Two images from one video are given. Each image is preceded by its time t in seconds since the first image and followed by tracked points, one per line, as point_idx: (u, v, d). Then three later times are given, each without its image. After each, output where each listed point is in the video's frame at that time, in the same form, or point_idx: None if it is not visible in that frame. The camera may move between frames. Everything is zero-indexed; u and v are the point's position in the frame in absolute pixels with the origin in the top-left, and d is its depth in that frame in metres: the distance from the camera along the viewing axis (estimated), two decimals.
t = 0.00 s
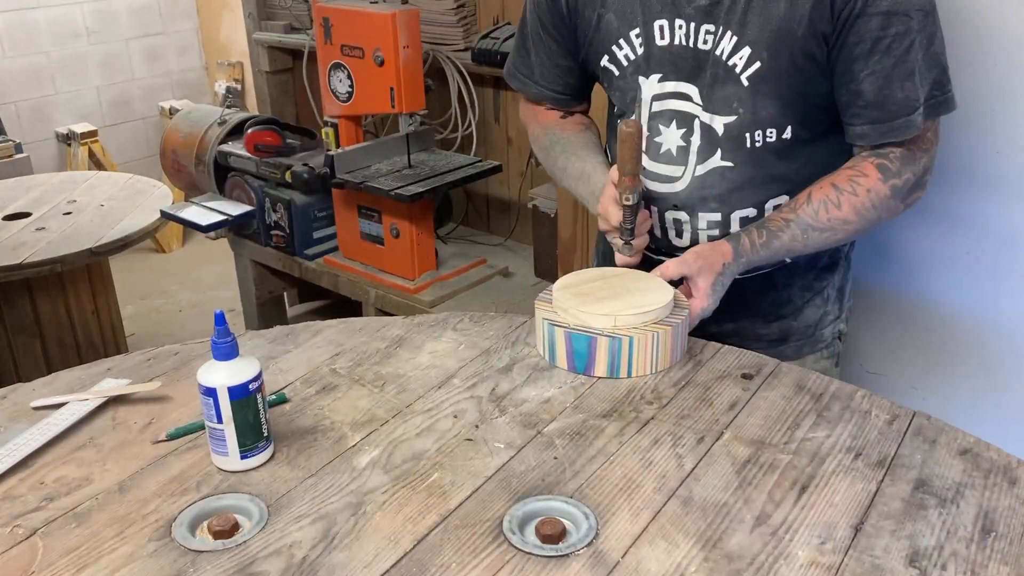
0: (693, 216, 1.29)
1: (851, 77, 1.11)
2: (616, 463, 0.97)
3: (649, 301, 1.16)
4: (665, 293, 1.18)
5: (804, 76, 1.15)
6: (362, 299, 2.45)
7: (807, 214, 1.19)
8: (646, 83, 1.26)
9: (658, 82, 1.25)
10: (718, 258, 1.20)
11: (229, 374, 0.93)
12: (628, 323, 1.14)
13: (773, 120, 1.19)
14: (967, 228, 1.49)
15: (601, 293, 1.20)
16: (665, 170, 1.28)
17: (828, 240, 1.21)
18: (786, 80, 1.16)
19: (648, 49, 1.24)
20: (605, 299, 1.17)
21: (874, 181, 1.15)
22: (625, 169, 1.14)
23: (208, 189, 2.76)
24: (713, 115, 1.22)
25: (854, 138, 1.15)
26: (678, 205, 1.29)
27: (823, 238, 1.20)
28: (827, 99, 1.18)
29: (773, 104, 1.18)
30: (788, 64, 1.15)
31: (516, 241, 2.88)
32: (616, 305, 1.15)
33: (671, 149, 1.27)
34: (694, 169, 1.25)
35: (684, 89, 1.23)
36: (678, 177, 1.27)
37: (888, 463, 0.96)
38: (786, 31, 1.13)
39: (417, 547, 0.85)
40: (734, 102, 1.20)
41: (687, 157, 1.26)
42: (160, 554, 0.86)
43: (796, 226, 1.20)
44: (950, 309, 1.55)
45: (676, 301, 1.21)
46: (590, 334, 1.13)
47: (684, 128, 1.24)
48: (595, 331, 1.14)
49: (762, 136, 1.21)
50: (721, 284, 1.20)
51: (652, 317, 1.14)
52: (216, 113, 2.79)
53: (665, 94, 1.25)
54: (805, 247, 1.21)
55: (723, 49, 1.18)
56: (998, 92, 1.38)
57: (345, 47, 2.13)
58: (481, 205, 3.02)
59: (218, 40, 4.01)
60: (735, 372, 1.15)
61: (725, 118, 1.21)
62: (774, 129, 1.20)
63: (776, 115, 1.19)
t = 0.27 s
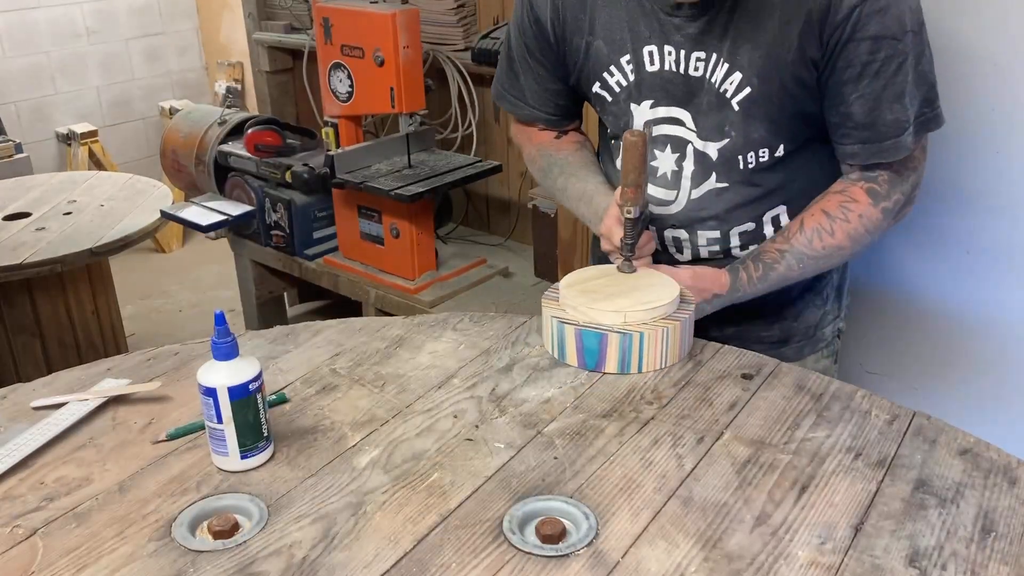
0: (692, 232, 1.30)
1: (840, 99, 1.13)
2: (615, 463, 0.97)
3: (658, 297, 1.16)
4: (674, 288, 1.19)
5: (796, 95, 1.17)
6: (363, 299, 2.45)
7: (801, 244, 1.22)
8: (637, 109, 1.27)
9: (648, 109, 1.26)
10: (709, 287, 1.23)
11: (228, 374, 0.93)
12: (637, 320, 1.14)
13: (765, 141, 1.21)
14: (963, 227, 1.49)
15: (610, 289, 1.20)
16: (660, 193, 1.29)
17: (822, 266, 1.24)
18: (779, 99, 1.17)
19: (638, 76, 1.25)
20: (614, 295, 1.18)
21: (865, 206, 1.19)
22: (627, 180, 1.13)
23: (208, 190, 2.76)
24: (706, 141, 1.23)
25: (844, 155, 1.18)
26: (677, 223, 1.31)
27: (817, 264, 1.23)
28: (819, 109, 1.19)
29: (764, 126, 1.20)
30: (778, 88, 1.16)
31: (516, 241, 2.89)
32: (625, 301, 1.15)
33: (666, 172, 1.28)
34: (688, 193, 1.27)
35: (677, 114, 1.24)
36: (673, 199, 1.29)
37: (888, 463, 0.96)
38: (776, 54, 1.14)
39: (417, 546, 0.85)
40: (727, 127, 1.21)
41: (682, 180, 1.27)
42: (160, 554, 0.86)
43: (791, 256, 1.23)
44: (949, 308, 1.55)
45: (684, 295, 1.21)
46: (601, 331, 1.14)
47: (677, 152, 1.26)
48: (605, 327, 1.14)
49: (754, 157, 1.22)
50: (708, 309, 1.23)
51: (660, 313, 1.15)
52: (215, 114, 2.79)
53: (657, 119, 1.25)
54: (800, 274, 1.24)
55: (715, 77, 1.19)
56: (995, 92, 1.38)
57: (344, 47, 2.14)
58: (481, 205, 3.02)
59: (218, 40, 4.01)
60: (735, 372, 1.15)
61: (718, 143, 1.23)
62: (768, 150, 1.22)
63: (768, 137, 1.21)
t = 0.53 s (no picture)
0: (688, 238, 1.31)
1: (867, 124, 1.15)
2: (615, 463, 0.97)
3: (656, 296, 1.17)
4: (672, 288, 1.19)
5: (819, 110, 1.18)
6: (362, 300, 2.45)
7: (807, 244, 1.23)
8: (647, 96, 1.26)
9: (659, 98, 1.25)
10: (702, 276, 1.25)
11: (229, 375, 0.93)
12: (636, 319, 1.14)
13: (777, 158, 1.22)
14: (964, 228, 1.49)
15: (609, 288, 1.20)
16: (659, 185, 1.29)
17: (820, 270, 1.25)
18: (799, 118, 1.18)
19: (652, 63, 1.24)
20: (614, 293, 1.18)
21: (876, 223, 1.20)
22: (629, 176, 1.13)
23: (208, 189, 2.76)
24: (719, 142, 1.23)
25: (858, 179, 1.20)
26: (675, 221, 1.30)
27: (816, 268, 1.25)
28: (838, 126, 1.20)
29: (779, 143, 1.21)
30: (800, 108, 1.17)
31: (516, 241, 2.89)
32: (624, 301, 1.15)
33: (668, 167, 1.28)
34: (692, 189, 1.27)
35: (688, 108, 1.24)
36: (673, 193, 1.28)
37: (888, 463, 0.96)
38: (806, 73, 1.15)
39: (417, 547, 0.85)
40: (738, 138, 1.22)
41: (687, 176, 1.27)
42: (160, 554, 0.86)
43: (794, 254, 1.24)
44: (950, 308, 1.55)
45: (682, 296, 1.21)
46: (601, 330, 1.14)
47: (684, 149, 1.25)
48: (605, 327, 1.14)
49: (763, 171, 1.23)
50: (705, 300, 1.24)
51: (660, 312, 1.15)
52: (215, 113, 2.78)
53: (667, 111, 1.25)
54: (799, 274, 1.25)
55: (733, 84, 1.19)
56: (996, 92, 1.38)
57: (345, 47, 2.13)
58: (480, 205, 3.02)
59: (218, 40, 4.01)
60: (736, 372, 1.15)
61: (730, 148, 1.23)
62: (777, 166, 1.22)
63: (780, 153, 1.21)
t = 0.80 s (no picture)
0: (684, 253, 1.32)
1: (860, 142, 1.14)
2: (615, 463, 0.97)
3: (655, 297, 1.17)
4: (670, 288, 1.19)
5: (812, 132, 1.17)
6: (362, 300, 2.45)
7: (805, 243, 1.24)
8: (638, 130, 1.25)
9: (651, 131, 1.25)
10: (701, 271, 1.25)
11: (229, 375, 0.93)
12: (636, 320, 1.14)
13: (772, 182, 1.22)
14: (961, 228, 1.49)
15: (608, 288, 1.20)
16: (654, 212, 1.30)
17: (816, 270, 1.26)
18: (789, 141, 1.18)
19: (638, 99, 1.24)
20: (612, 295, 1.18)
21: (874, 226, 1.21)
22: (622, 177, 1.10)
23: (208, 189, 2.76)
24: (714, 168, 1.24)
25: (855, 191, 1.20)
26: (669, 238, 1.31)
27: (812, 268, 1.25)
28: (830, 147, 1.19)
29: (772, 170, 1.21)
30: (791, 133, 1.17)
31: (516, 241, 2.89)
32: (624, 301, 1.15)
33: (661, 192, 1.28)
34: (689, 213, 1.28)
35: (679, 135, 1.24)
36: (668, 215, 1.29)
37: (888, 463, 0.96)
38: (793, 104, 1.14)
39: (417, 547, 0.85)
40: (731, 167, 1.22)
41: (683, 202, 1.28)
42: (160, 554, 0.86)
43: (791, 253, 1.24)
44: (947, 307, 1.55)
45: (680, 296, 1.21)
46: (601, 331, 1.13)
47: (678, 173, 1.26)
48: (605, 327, 1.14)
49: (757, 196, 1.24)
50: (703, 296, 1.24)
51: (657, 312, 1.15)
52: (215, 113, 2.78)
53: (657, 139, 1.25)
54: (794, 274, 1.26)
55: (722, 116, 1.20)
56: (995, 93, 1.38)
57: (344, 47, 2.14)
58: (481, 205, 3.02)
59: (218, 39, 4.01)
60: (736, 372, 1.16)
61: (723, 176, 1.23)
62: (772, 189, 1.23)
63: (776, 178, 1.22)
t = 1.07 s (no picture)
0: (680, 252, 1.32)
1: (872, 123, 1.17)
2: (615, 463, 0.97)
3: (654, 297, 1.17)
4: (669, 288, 1.19)
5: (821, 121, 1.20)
6: (363, 300, 2.45)
7: (818, 214, 1.25)
8: (641, 126, 1.25)
9: (654, 127, 1.25)
10: (721, 239, 1.22)
11: (229, 375, 0.93)
12: (636, 320, 1.14)
13: (781, 169, 1.24)
14: (960, 230, 1.49)
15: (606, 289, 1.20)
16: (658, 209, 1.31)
17: (824, 244, 1.27)
18: (802, 127, 1.20)
19: (643, 94, 1.23)
20: (612, 295, 1.18)
21: (884, 199, 1.24)
22: (621, 176, 1.11)
23: (208, 189, 2.76)
24: (719, 161, 1.24)
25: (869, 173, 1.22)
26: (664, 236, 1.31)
27: (821, 242, 1.27)
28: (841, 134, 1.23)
29: (782, 154, 1.23)
30: (802, 117, 1.19)
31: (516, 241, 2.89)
32: (623, 301, 1.16)
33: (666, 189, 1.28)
34: (693, 209, 1.28)
35: (683, 131, 1.24)
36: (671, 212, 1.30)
37: (888, 463, 0.96)
38: (804, 88, 1.16)
39: (417, 547, 0.85)
40: (741, 154, 1.23)
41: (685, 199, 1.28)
42: (160, 554, 0.86)
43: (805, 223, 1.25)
44: (947, 307, 1.55)
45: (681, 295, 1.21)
46: (601, 331, 1.14)
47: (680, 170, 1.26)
48: (605, 328, 1.14)
49: (768, 183, 1.25)
50: (721, 263, 1.22)
51: (657, 313, 1.15)
52: (215, 113, 2.78)
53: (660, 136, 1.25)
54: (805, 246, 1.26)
55: (731, 106, 1.20)
56: (997, 94, 1.38)
57: (344, 47, 2.13)
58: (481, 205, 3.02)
59: (218, 39, 4.01)
60: (736, 372, 1.16)
61: (732, 168, 1.24)
62: (782, 176, 1.25)
63: (784, 164, 1.24)
